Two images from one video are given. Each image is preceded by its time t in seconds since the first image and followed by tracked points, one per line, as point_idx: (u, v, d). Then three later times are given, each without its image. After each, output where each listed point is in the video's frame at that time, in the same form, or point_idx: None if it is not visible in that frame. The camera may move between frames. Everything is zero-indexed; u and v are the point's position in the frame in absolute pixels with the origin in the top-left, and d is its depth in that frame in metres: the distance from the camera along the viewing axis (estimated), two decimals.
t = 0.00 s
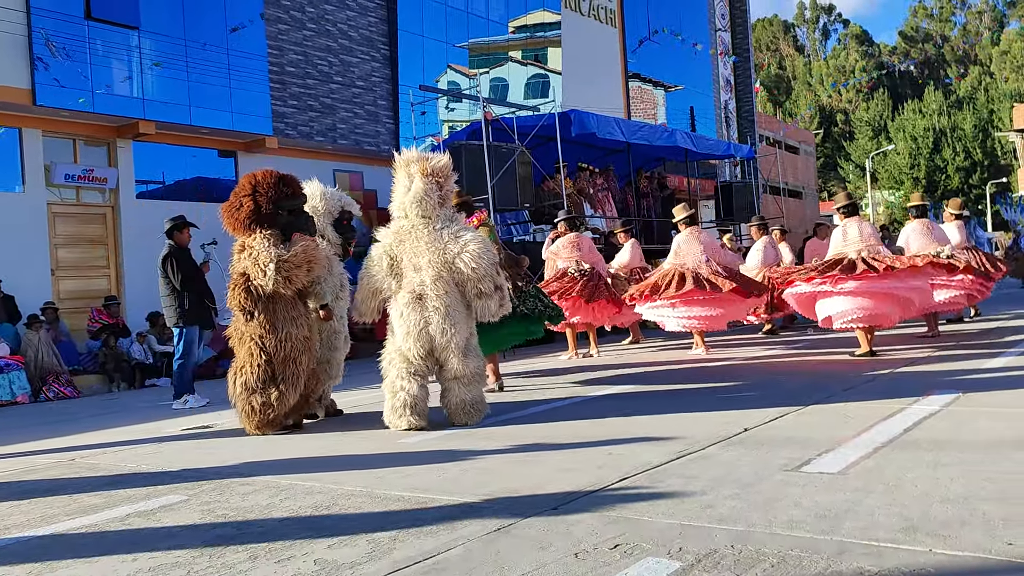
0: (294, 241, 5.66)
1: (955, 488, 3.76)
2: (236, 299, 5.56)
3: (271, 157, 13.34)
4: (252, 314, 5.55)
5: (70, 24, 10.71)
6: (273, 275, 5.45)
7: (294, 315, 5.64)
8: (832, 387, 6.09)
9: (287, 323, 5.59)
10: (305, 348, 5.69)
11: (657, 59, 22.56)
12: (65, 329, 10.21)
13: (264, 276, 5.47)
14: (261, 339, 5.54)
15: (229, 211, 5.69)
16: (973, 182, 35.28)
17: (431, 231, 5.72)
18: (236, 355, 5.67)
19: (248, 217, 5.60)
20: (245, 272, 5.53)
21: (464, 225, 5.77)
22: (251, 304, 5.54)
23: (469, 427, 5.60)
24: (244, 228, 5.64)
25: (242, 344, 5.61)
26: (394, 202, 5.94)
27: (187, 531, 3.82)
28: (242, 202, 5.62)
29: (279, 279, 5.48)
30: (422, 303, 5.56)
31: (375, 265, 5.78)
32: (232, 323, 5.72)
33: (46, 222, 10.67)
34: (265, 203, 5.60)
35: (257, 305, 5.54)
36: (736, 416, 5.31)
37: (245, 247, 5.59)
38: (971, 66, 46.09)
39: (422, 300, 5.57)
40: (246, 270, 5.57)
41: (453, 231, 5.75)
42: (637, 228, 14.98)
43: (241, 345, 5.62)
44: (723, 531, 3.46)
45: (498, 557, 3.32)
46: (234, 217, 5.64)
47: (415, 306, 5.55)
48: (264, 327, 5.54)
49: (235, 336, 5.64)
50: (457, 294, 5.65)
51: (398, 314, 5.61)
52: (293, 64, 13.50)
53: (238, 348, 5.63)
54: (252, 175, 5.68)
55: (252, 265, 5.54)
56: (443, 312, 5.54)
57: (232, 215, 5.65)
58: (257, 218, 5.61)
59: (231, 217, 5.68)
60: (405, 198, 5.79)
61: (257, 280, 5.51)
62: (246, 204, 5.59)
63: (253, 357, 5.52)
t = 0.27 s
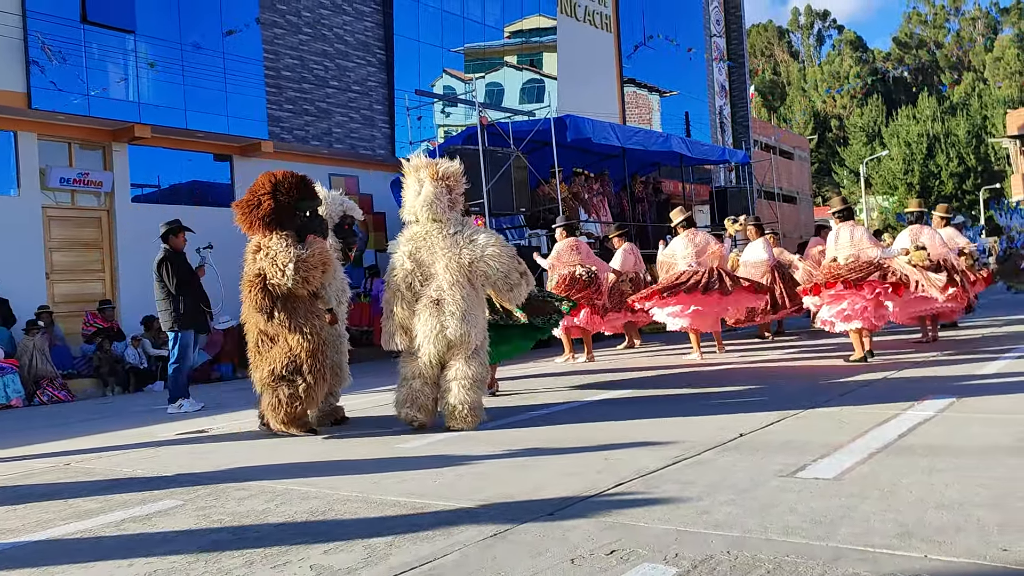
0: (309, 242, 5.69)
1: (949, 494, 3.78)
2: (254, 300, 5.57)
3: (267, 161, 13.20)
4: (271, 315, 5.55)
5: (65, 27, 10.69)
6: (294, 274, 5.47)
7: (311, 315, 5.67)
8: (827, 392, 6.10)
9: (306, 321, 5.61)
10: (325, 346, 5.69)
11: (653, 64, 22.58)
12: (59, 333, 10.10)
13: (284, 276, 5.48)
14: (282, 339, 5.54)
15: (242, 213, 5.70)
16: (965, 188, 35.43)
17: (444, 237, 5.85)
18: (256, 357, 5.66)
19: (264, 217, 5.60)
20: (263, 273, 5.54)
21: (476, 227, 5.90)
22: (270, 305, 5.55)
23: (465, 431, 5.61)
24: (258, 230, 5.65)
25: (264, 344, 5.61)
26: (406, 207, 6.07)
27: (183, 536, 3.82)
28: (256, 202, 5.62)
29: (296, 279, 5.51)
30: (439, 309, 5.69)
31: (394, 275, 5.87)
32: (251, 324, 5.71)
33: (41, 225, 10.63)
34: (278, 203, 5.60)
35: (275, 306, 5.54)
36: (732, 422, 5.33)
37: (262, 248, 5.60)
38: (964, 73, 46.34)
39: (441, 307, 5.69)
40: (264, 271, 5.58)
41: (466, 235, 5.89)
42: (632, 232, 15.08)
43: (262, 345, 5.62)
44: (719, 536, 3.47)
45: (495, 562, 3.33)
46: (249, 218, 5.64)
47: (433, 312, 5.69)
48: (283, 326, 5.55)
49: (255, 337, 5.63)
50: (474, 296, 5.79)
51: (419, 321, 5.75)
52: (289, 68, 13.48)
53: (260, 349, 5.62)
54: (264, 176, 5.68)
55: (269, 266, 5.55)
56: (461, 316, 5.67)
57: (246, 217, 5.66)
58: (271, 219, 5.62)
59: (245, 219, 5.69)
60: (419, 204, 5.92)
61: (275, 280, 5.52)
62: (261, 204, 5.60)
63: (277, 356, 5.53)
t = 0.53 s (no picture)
0: (323, 249, 5.66)
1: (935, 498, 3.80)
2: (269, 306, 5.45)
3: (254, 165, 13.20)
4: (287, 322, 5.44)
5: (53, 30, 10.63)
6: (315, 281, 5.39)
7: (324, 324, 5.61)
8: (815, 397, 6.12)
9: (320, 329, 5.55)
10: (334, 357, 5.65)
11: (643, 68, 22.67)
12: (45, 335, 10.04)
13: (304, 283, 5.40)
14: (298, 347, 5.44)
15: (256, 219, 5.64)
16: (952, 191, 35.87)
17: (437, 243, 5.86)
18: (265, 365, 5.51)
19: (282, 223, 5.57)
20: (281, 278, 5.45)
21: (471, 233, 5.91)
22: (286, 312, 5.44)
23: (454, 435, 5.61)
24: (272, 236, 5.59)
25: (274, 352, 5.47)
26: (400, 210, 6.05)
27: (170, 542, 3.80)
28: (273, 207, 5.58)
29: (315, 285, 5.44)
30: (429, 316, 5.72)
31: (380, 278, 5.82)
32: (258, 333, 5.57)
33: (27, 228, 10.57)
34: (294, 209, 5.58)
35: (292, 313, 5.44)
36: (720, 426, 5.34)
37: (278, 254, 5.52)
38: (951, 78, 46.79)
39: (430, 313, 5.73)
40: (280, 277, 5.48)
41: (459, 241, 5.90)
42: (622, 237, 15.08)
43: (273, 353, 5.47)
44: (708, 541, 3.48)
45: (483, 567, 3.33)
46: (265, 224, 5.59)
47: (423, 319, 5.72)
48: (298, 334, 5.45)
49: (264, 345, 5.49)
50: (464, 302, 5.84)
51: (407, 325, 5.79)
52: (277, 71, 13.46)
53: (270, 357, 5.48)
54: (279, 182, 5.66)
55: (287, 271, 5.46)
56: (452, 322, 5.71)
57: (261, 222, 5.60)
58: (287, 225, 5.58)
59: (258, 224, 5.62)
60: (414, 210, 5.89)
61: (294, 285, 5.43)
62: (279, 209, 5.57)
63: (292, 365, 5.42)
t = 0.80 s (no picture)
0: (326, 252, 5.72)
1: (913, 498, 3.81)
2: (274, 307, 5.43)
3: (238, 166, 13.10)
4: (292, 322, 5.43)
5: (33, 28, 10.57)
6: (326, 283, 5.47)
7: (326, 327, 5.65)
8: (794, 397, 6.15)
9: (323, 333, 5.60)
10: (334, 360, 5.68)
11: (626, 71, 22.78)
12: (24, 336, 9.86)
13: (315, 284, 5.45)
14: (302, 347, 5.44)
15: (257, 220, 5.62)
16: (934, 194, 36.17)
17: (418, 246, 5.89)
18: (265, 368, 5.45)
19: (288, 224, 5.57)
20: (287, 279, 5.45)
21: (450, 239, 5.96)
22: (291, 313, 5.43)
23: (436, 437, 5.60)
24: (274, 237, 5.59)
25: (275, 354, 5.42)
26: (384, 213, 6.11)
27: (147, 544, 3.77)
28: (278, 207, 5.56)
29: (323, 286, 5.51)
30: (406, 316, 5.71)
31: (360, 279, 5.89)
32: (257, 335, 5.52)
33: (7, 229, 10.48)
34: (297, 210, 5.60)
35: (297, 313, 5.45)
36: (701, 427, 5.35)
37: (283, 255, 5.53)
38: (931, 81, 47.41)
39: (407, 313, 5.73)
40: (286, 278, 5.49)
41: (441, 245, 5.94)
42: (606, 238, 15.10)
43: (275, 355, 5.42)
44: (687, 541, 3.48)
45: (463, 568, 3.32)
46: (271, 225, 5.57)
47: (400, 319, 5.72)
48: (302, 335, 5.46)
49: (264, 346, 5.43)
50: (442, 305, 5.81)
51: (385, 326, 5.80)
52: (260, 71, 13.41)
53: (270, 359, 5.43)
54: (279, 183, 5.65)
55: (296, 273, 5.49)
56: (430, 323, 5.70)
57: (263, 222, 5.58)
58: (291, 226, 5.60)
59: (260, 225, 5.61)
60: (396, 213, 5.96)
61: (304, 287, 5.45)
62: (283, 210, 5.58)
63: (295, 366, 5.39)
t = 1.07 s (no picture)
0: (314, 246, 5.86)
1: (890, 495, 3.83)
2: (282, 299, 5.43)
3: (215, 162, 13.17)
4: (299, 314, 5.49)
5: (8, 22, 10.42)
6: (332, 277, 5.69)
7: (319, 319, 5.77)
8: (773, 395, 6.17)
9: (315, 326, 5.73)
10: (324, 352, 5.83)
11: (608, 69, 22.85)
12: None
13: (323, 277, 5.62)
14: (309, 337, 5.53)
15: (254, 211, 5.58)
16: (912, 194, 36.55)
17: (409, 243, 5.89)
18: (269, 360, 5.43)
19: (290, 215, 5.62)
20: (296, 270, 5.49)
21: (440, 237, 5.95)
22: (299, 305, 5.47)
23: (415, 435, 5.58)
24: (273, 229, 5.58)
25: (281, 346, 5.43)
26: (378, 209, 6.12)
27: (121, 544, 3.72)
28: (281, 197, 5.58)
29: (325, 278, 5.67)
30: (395, 310, 5.73)
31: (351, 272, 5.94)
32: (258, 328, 5.48)
33: None
34: (296, 202, 5.66)
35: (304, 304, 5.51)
36: (680, 425, 5.35)
37: (287, 247, 5.55)
38: (909, 82, 47.98)
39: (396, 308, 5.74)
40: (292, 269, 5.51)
41: (432, 243, 5.95)
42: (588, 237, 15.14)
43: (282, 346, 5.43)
44: (665, 539, 3.48)
45: (440, 566, 3.30)
46: (273, 215, 5.57)
47: (389, 314, 5.73)
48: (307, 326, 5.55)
49: (269, 337, 5.39)
50: (429, 301, 5.81)
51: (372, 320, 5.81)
52: (239, 68, 13.31)
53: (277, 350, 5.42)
54: (275, 173, 5.64)
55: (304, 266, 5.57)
56: (419, 318, 5.72)
57: (262, 213, 5.55)
58: (290, 218, 5.64)
59: (258, 217, 5.57)
60: (388, 210, 5.94)
61: (312, 279, 5.57)
62: (284, 202, 5.60)
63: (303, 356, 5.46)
